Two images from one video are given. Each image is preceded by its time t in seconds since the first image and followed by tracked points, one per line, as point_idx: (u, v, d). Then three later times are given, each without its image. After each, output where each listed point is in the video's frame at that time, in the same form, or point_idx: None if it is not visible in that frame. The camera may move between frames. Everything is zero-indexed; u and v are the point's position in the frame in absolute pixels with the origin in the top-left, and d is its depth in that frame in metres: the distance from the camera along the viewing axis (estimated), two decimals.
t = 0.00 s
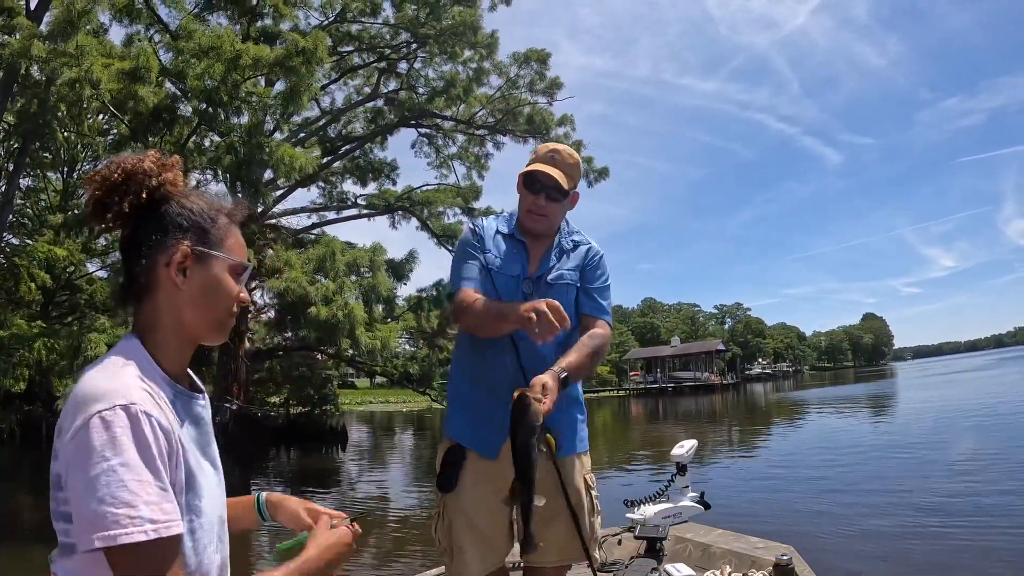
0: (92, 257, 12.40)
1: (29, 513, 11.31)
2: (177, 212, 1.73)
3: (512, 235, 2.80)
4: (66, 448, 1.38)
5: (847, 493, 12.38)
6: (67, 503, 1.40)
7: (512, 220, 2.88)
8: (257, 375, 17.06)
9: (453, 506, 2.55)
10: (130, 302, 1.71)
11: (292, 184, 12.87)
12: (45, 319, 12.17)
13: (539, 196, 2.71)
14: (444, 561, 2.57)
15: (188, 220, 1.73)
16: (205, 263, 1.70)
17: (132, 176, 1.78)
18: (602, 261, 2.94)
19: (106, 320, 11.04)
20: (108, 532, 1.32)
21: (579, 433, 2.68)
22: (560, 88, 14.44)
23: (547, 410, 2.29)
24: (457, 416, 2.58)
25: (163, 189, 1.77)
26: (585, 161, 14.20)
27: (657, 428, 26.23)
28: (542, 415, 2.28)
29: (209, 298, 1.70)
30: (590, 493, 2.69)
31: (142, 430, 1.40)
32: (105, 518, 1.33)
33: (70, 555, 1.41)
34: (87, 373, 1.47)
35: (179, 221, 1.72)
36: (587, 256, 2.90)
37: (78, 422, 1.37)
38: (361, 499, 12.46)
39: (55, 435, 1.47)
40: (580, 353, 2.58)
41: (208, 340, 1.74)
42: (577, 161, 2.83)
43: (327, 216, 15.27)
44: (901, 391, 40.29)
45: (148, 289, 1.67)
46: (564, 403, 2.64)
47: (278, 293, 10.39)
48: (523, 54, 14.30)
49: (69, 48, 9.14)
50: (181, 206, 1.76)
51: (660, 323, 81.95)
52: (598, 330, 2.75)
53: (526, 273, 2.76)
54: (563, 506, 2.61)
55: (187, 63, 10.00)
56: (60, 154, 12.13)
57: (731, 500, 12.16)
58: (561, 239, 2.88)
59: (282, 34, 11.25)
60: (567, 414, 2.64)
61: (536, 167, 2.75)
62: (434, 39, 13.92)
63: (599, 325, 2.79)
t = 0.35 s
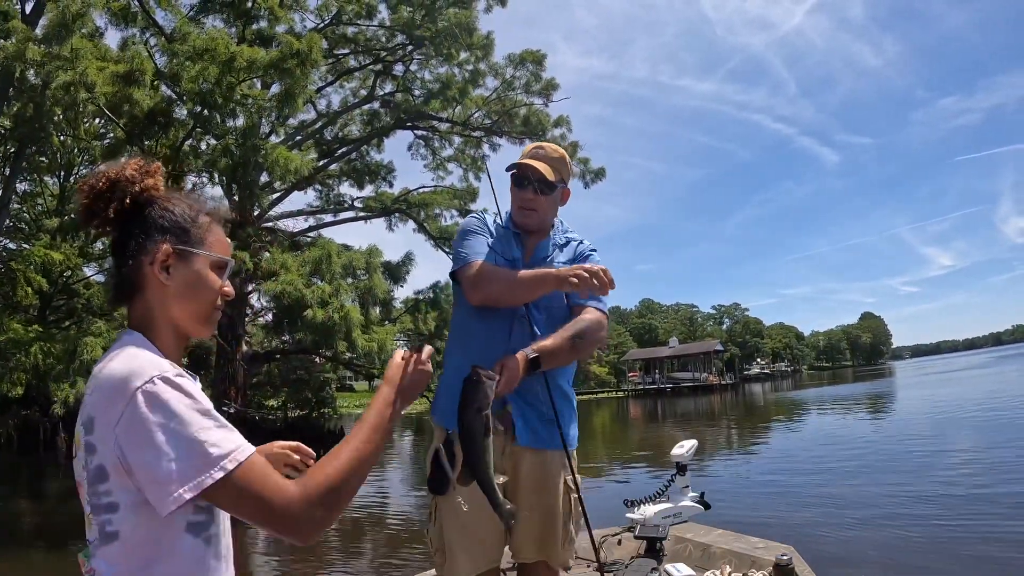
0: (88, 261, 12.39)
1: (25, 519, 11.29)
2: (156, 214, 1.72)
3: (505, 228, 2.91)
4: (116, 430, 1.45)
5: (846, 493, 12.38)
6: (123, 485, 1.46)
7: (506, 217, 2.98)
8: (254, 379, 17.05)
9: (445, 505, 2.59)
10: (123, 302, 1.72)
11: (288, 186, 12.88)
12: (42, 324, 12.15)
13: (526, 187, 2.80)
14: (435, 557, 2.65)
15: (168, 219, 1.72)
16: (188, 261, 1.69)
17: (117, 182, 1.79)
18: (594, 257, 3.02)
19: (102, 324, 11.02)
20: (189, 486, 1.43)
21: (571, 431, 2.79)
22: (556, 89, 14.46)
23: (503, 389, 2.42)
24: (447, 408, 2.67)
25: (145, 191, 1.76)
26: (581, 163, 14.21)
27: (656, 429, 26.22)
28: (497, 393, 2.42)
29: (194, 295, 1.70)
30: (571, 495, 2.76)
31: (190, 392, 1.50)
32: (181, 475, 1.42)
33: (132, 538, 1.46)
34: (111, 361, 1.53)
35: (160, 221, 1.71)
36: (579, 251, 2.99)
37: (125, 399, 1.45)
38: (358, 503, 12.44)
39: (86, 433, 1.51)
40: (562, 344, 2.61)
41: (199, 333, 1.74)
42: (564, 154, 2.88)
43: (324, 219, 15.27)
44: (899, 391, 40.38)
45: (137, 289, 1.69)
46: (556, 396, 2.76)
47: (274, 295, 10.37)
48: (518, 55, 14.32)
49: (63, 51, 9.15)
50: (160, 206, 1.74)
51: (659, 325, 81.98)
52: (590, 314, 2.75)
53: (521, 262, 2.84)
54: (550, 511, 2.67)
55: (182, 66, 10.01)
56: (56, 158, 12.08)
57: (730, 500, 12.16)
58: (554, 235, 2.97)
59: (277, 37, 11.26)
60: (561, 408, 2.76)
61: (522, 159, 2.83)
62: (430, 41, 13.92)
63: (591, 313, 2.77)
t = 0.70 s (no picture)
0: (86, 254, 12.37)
1: (23, 511, 11.30)
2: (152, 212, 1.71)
3: (497, 228, 2.91)
4: (142, 414, 1.45)
5: (842, 494, 12.41)
6: (151, 473, 1.47)
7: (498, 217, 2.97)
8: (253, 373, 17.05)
9: (458, 513, 2.56)
10: (123, 304, 1.72)
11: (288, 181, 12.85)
12: (40, 316, 12.14)
13: (525, 190, 2.80)
14: (450, 564, 2.62)
15: (164, 218, 1.71)
16: (185, 260, 1.69)
17: (114, 181, 1.78)
18: (588, 249, 3.02)
19: (100, 317, 10.99)
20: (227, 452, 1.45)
21: (573, 428, 2.80)
22: (558, 86, 14.44)
23: (517, 384, 2.41)
24: (453, 413, 2.66)
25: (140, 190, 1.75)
26: (583, 160, 14.19)
27: (654, 427, 26.26)
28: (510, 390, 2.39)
29: (194, 294, 1.70)
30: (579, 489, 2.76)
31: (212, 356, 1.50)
32: (215, 449, 1.44)
33: (164, 523, 1.48)
34: (125, 349, 1.52)
35: (157, 220, 1.70)
36: (573, 245, 2.98)
37: (149, 382, 1.44)
38: (356, 498, 12.45)
39: (105, 428, 1.51)
40: (563, 340, 2.64)
41: (201, 330, 1.75)
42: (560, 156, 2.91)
43: (324, 214, 15.24)
44: (896, 391, 40.53)
45: (136, 291, 1.68)
46: (559, 393, 2.77)
47: (273, 290, 10.36)
48: (521, 52, 14.29)
49: (63, 43, 9.10)
50: (157, 204, 1.73)
51: (658, 322, 82.05)
52: (589, 314, 2.80)
53: (512, 260, 2.83)
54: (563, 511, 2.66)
55: (182, 59, 9.97)
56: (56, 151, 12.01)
57: (726, 499, 12.19)
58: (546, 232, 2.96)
59: (278, 30, 11.20)
60: (564, 406, 2.77)
61: (521, 160, 2.83)
62: (432, 37, 13.86)
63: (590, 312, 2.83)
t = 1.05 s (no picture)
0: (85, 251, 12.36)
1: (20, 509, 11.27)
2: (151, 212, 1.70)
3: (498, 230, 2.88)
4: (145, 413, 1.44)
5: (840, 494, 12.44)
6: (155, 471, 1.46)
7: (499, 217, 2.94)
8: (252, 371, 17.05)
9: (460, 513, 2.57)
10: (125, 306, 1.72)
11: (287, 178, 12.85)
12: (38, 313, 12.11)
13: (531, 199, 2.79)
14: (450, 564, 2.62)
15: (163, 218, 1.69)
16: (186, 260, 1.68)
17: (112, 184, 1.77)
18: (588, 251, 3.03)
19: (98, 314, 10.97)
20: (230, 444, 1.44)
21: (576, 429, 2.80)
22: (558, 85, 14.45)
23: (525, 387, 2.43)
24: (454, 413, 2.66)
25: (139, 191, 1.74)
26: (583, 159, 14.20)
27: (653, 427, 26.30)
28: (517, 392, 2.42)
29: (195, 294, 1.70)
30: (582, 490, 2.76)
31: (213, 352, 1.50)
32: (219, 443, 1.44)
33: (170, 520, 1.48)
34: (127, 348, 1.52)
35: (155, 220, 1.69)
36: (574, 247, 2.99)
37: (151, 379, 1.43)
38: (355, 496, 12.46)
39: (108, 426, 1.51)
40: (569, 342, 2.64)
41: (204, 330, 1.75)
42: (565, 161, 2.89)
43: (323, 212, 15.23)
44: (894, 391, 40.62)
45: (138, 292, 1.68)
46: (562, 393, 2.79)
47: (271, 289, 10.35)
48: (521, 50, 14.30)
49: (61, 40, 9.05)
50: (155, 204, 1.72)
51: (656, 322, 82.09)
52: (590, 317, 2.81)
53: (514, 263, 2.83)
54: (565, 512, 2.65)
55: (181, 56, 9.94)
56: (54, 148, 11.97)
57: (724, 499, 12.21)
58: (547, 233, 2.95)
59: (278, 27, 11.17)
60: (567, 406, 2.78)
61: (528, 168, 2.80)
62: (432, 35, 13.83)
63: (591, 315, 2.85)
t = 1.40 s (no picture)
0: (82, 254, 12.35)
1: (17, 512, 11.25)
2: (164, 217, 1.68)
3: (496, 232, 2.88)
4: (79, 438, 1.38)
5: (839, 494, 12.44)
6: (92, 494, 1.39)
7: (497, 220, 2.94)
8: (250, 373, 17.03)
9: (459, 512, 2.57)
10: (133, 307, 1.71)
11: (284, 180, 12.84)
12: (35, 316, 12.10)
13: (528, 203, 2.78)
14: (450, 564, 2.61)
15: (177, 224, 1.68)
16: (195, 268, 1.67)
17: (126, 182, 1.73)
18: (587, 252, 3.03)
19: (95, 316, 10.96)
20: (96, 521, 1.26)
21: (574, 428, 2.80)
22: (555, 86, 14.46)
23: (517, 383, 2.42)
24: (453, 412, 2.67)
25: (154, 193, 1.72)
26: (580, 160, 14.20)
27: (652, 428, 26.29)
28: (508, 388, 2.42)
29: (204, 302, 1.68)
30: (582, 490, 2.74)
31: (143, 406, 1.35)
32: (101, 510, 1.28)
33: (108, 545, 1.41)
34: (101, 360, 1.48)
35: (169, 227, 1.67)
36: (573, 249, 2.99)
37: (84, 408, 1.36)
38: (354, 498, 12.45)
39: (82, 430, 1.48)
40: (565, 343, 2.63)
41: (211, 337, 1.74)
42: (562, 163, 2.88)
43: (321, 213, 15.23)
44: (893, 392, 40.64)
45: (147, 295, 1.67)
46: (561, 393, 2.78)
47: (268, 290, 10.34)
48: (518, 51, 14.30)
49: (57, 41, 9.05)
50: (169, 208, 1.70)
51: (656, 323, 82.06)
52: (587, 318, 2.80)
53: (512, 265, 2.83)
54: (564, 510, 2.65)
55: (177, 58, 9.94)
56: (52, 150, 11.97)
57: (723, 499, 12.20)
58: (545, 235, 2.95)
59: (274, 28, 11.17)
60: (565, 406, 2.77)
61: (524, 172, 2.79)
62: (429, 36, 13.84)
63: (589, 316, 2.85)
